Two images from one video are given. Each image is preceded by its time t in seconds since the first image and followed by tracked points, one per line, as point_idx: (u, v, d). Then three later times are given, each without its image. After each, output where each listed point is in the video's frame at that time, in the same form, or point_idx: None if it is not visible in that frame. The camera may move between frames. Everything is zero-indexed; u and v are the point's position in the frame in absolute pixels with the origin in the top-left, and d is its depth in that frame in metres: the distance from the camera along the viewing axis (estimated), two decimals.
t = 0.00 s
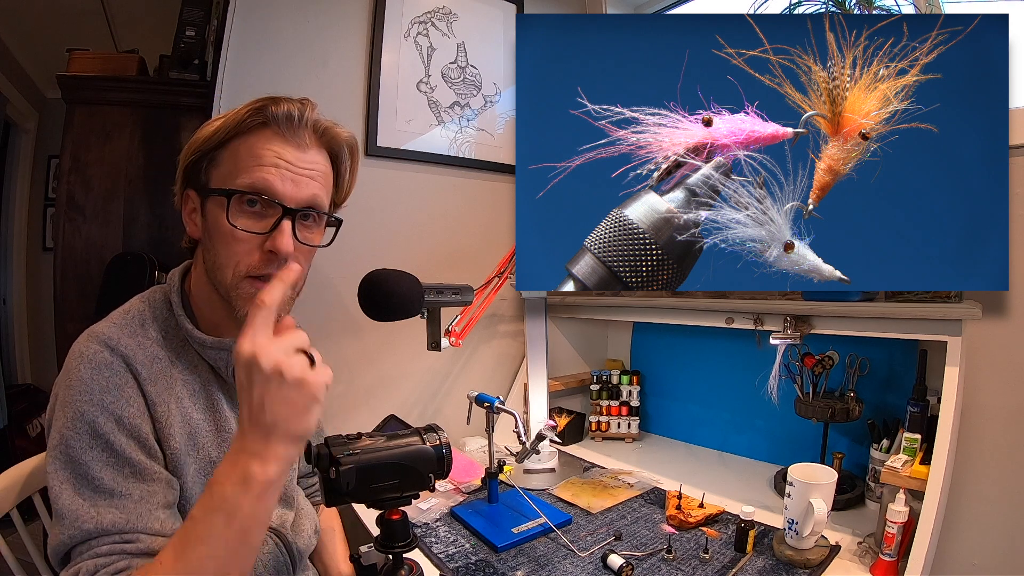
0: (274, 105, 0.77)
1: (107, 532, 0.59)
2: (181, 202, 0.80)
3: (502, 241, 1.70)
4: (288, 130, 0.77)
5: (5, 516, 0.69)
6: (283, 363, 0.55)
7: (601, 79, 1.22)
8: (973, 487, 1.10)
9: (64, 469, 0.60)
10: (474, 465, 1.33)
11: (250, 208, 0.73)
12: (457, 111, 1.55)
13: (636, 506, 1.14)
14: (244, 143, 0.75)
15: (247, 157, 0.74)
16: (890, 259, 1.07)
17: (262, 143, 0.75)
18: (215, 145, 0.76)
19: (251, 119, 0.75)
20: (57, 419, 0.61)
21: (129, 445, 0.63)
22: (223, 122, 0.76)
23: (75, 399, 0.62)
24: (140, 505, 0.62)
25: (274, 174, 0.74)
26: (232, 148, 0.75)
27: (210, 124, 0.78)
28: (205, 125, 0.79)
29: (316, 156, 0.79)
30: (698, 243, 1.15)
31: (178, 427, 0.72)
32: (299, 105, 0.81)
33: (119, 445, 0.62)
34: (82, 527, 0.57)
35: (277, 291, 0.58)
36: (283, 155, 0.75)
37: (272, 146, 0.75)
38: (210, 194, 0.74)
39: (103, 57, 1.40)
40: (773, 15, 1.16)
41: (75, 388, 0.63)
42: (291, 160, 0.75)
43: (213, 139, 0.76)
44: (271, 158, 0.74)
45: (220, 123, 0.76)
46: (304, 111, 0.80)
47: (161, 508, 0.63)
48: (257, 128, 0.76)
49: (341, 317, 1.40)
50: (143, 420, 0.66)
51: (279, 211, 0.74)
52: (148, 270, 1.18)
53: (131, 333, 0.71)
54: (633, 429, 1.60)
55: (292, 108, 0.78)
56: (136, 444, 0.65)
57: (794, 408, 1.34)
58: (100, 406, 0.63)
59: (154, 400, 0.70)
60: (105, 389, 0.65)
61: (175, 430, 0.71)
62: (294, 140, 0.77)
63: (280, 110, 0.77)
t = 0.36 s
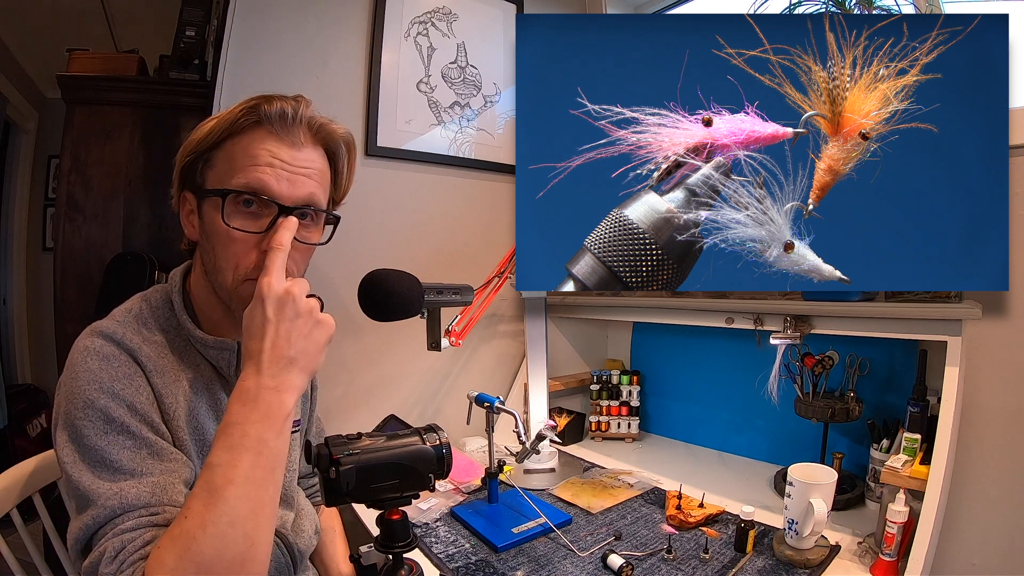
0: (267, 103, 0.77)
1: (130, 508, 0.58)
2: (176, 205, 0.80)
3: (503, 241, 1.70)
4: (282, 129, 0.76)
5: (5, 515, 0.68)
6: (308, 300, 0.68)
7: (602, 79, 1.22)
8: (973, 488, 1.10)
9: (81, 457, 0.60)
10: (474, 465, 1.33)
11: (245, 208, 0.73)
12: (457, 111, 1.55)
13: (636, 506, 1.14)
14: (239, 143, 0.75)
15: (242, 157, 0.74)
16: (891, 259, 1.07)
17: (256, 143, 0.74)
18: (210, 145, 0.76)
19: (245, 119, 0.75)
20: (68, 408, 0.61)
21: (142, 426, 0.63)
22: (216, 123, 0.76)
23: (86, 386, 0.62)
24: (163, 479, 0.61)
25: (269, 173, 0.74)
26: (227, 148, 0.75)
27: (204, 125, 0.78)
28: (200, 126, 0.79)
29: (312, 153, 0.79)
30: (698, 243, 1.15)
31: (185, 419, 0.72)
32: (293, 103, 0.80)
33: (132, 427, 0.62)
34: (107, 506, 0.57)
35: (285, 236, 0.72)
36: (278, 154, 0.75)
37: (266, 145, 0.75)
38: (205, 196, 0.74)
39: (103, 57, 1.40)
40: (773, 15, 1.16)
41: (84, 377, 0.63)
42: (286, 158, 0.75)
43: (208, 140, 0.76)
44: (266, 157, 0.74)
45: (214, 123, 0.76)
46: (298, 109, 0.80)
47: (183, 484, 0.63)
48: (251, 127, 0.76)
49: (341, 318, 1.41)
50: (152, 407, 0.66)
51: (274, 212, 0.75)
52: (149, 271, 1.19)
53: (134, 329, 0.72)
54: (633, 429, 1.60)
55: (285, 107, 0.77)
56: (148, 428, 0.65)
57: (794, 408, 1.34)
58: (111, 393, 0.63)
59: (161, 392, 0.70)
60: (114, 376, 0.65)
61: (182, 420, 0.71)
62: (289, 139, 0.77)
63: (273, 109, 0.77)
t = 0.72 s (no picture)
0: (295, 118, 0.75)
1: (121, 512, 0.57)
2: (182, 209, 0.78)
3: (503, 241, 1.70)
4: (310, 145, 0.76)
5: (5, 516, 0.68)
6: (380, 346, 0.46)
7: (601, 79, 1.22)
8: (973, 488, 1.10)
9: (78, 459, 0.60)
10: (474, 465, 1.33)
11: (273, 229, 0.73)
12: (457, 111, 1.55)
13: (636, 506, 1.14)
14: (267, 160, 0.73)
15: (271, 176, 0.73)
16: (890, 259, 1.07)
17: (286, 161, 0.73)
18: (232, 157, 0.73)
19: (274, 133, 0.73)
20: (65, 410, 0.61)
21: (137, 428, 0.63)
22: (241, 134, 0.72)
23: (82, 387, 0.62)
24: (155, 480, 0.60)
25: (301, 196, 0.73)
26: (253, 163, 0.73)
27: (223, 131, 0.74)
28: (217, 131, 0.75)
29: (336, 171, 0.79)
30: (698, 243, 1.15)
31: (183, 421, 0.72)
32: (316, 115, 0.79)
33: (127, 428, 0.62)
34: (99, 509, 0.56)
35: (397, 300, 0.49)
36: (307, 175, 0.74)
37: (296, 164, 0.74)
38: (230, 212, 0.72)
39: (102, 57, 1.40)
40: (773, 15, 1.16)
41: (81, 378, 0.62)
42: (315, 179, 0.75)
43: (230, 150, 0.73)
44: (295, 178, 0.73)
45: (237, 133, 0.73)
46: (321, 123, 0.79)
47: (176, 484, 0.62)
48: (279, 143, 0.74)
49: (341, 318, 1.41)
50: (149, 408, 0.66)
51: (305, 231, 0.75)
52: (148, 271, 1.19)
53: (133, 330, 0.72)
54: (633, 429, 1.60)
55: (313, 122, 0.76)
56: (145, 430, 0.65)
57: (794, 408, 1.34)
58: (108, 394, 0.63)
59: (159, 393, 0.69)
60: (111, 378, 0.64)
61: (180, 422, 0.71)
62: (316, 158, 0.76)
63: (302, 125, 0.75)
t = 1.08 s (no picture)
0: (305, 118, 0.74)
1: (117, 533, 0.57)
2: (190, 208, 0.78)
3: (503, 241, 1.70)
4: (320, 146, 0.75)
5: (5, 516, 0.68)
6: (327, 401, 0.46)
7: (601, 79, 1.22)
8: (973, 488, 1.10)
9: (77, 470, 0.60)
10: (474, 465, 1.33)
11: (283, 230, 0.73)
12: (457, 111, 1.55)
13: (636, 506, 1.14)
14: (276, 161, 0.73)
15: (280, 177, 0.72)
16: (891, 259, 1.07)
17: (295, 162, 0.73)
18: (241, 157, 0.73)
19: (284, 134, 0.73)
20: (67, 418, 0.61)
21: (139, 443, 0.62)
22: (250, 133, 0.72)
23: (85, 398, 0.62)
24: (151, 501, 0.60)
25: (310, 198, 0.73)
26: (262, 164, 0.73)
27: (232, 130, 0.74)
28: (227, 130, 0.74)
29: (345, 173, 0.79)
30: (698, 243, 1.15)
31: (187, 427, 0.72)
32: (326, 116, 0.79)
33: (127, 443, 0.61)
34: (93, 528, 0.57)
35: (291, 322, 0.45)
36: (317, 176, 0.74)
37: (305, 165, 0.73)
38: (240, 212, 0.72)
39: (102, 57, 1.40)
40: (773, 15, 1.16)
41: (84, 386, 0.62)
42: (325, 181, 0.75)
43: (239, 150, 0.72)
44: (305, 179, 0.73)
45: (247, 133, 0.72)
46: (331, 123, 0.78)
47: (172, 504, 0.61)
48: (288, 143, 0.74)
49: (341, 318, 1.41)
50: (151, 418, 0.66)
51: (315, 232, 0.75)
52: (148, 271, 1.19)
53: (139, 332, 0.71)
54: (633, 429, 1.60)
55: (323, 122, 0.76)
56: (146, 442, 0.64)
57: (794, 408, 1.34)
58: (110, 405, 0.63)
59: (163, 400, 0.69)
60: (114, 387, 0.64)
61: (184, 428, 0.71)
62: (325, 158, 0.76)
63: (312, 125, 0.75)
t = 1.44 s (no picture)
0: (293, 113, 0.75)
1: (117, 524, 0.59)
2: (184, 206, 0.78)
3: (503, 241, 1.70)
4: (310, 140, 0.76)
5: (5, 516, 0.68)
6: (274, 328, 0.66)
7: (601, 79, 1.22)
8: (973, 488, 1.10)
9: (77, 465, 0.61)
10: (474, 465, 1.33)
11: (271, 223, 0.73)
12: (457, 111, 1.55)
13: (636, 506, 1.14)
14: (265, 154, 0.73)
15: (269, 170, 0.73)
16: (891, 259, 1.07)
17: (284, 156, 0.73)
18: (231, 152, 0.73)
19: (272, 128, 0.74)
20: (66, 416, 0.62)
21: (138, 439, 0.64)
22: (239, 128, 0.73)
23: (83, 396, 0.63)
24: (152, 494, 0.62)
25: (300, 191, 0.74)
26: (252, 158, 0.73)
27: (222, 126, 0.74)
28: (216, 127, 0.75)
29: (336, 167, 0.79)
30: (698, 243, 1.15)
31: (184, 427, 0.72)
32: (316, 111, 0.79)
33: (127, 439, 0.63)
34: (95, 520, 0.59)
35: (256, 265, 0.70)
36: (306, 168, 0.74)
37: (294, 157, 0.74)
38: (229, 208, 0.72)
39: (102, 57, 1.40)
40: (773, 15, 1.16)
41: (81, 385, 0.63)
42: (314, 174, 0.75)
43: (229, 145, 0.73)
44: (293, 172, 0.73)
45: (235, 128, 0.73)
46: (321, 118, 0.79)
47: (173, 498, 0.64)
48: (277, 137, 0.74)
49: (341, 318, 1.41)
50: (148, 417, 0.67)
51: (303, 227, 0.75)
52: (148, 271, 1.19)
53: (134, 333, 0.71)
54: (633, 429, 1.60)
55: (313, 116, 0.77)
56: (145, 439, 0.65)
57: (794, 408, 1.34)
58: (108, 404, 0.64)
59: (160, 400, 0.70)
60: (112, 386, 0.65)
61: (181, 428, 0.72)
62: (315, 151, 0.76)
63: (301, 119, 0.76)
